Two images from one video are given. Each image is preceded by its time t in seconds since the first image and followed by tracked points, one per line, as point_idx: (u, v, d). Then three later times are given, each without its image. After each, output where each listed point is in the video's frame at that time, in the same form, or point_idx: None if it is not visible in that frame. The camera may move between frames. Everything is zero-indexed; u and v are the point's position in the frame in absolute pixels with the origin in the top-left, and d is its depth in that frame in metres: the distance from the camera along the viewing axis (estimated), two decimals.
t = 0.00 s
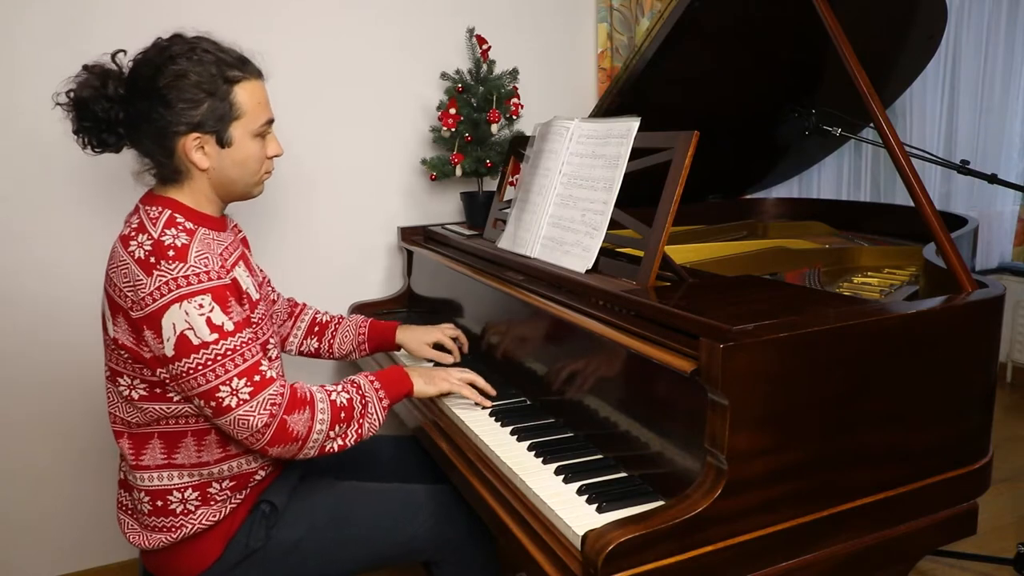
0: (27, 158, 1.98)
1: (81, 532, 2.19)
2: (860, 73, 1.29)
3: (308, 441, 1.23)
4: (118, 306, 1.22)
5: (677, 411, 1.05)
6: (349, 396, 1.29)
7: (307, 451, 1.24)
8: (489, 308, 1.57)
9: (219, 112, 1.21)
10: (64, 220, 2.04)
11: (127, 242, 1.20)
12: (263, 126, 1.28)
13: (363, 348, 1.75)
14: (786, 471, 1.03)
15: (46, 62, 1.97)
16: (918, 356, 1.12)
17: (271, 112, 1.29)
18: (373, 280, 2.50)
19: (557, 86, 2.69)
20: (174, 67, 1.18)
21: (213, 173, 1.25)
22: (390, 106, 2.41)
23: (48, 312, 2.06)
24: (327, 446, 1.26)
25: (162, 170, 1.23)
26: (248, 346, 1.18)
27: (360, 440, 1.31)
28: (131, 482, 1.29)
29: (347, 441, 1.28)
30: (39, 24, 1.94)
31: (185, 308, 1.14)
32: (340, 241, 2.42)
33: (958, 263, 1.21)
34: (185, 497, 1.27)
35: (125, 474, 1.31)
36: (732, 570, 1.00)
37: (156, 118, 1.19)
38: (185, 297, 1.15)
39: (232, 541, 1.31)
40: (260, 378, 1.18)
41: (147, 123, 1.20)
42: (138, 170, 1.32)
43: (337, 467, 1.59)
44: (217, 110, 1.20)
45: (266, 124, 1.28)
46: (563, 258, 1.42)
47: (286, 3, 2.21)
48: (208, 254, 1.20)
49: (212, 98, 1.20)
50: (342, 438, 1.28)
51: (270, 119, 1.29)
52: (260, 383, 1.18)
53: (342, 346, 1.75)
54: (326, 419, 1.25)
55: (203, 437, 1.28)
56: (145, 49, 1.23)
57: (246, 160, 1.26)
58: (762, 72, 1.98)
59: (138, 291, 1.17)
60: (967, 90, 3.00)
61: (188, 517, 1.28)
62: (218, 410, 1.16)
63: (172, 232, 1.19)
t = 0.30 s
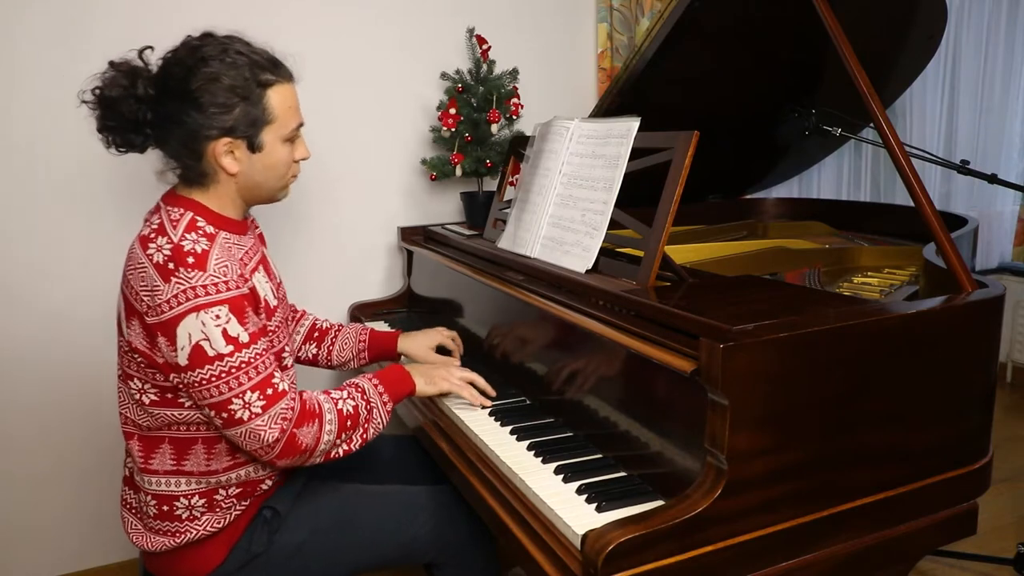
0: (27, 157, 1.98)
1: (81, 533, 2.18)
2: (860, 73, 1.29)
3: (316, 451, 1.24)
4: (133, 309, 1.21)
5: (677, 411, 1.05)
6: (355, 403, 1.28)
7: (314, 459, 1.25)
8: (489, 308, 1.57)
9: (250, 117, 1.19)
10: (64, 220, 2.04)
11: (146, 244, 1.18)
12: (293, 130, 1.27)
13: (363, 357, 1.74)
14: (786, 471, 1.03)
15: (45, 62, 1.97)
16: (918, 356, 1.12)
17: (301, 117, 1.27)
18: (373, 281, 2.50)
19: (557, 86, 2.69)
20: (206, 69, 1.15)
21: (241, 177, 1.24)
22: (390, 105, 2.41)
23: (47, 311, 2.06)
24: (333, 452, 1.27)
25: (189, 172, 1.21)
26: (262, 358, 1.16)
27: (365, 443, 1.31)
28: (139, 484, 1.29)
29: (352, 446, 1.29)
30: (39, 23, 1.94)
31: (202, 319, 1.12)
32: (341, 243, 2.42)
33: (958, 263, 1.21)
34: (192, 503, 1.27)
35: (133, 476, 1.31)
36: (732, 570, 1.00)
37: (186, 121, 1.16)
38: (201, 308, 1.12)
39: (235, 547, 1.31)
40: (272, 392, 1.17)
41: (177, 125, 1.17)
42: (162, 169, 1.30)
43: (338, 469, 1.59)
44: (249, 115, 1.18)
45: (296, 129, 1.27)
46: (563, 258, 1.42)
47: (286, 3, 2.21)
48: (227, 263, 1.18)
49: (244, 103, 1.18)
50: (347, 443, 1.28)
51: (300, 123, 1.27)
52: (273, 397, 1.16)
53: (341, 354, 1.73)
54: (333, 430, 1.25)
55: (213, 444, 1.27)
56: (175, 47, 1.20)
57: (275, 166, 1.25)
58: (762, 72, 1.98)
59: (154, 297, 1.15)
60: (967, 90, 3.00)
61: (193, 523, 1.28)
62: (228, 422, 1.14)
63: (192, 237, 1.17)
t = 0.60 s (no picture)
0: (27, 157, 1.98)
1: (81, 533, 2.19)
2: (860, 73, 1.29)
3: (314, 470, 1.22)
4: (155, 311, 1.19)
5: (678, 412, 1.05)
6: (353, 419, 1.27)
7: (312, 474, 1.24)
8: (489, 308, 1.57)
9: (303, 142, 1.17)
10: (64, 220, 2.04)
11: (176, 250, 1.17)
12: (338, 152, 1.25)
13: (359, 360, 1.74)
14: (786, 471, 1.03)
15: (45, 61, 1.97)
16: (918, 356, 1.12)
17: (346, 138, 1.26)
18: (373, 281, 2.50)
19: (557, 86, 2.69)
20: (263, 93, 1.13)
21: (283, 197, 1.23)
22: (390, 105, 2.41)
23: (47, 311, 2.06)
24: (329, 465, 1.26)
25: (231, 187, 1.19)
26: (275, 378, 1.15)
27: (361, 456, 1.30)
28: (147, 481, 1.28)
29: (348, 461, 1.28)
30: (39, 23, 1.95)
31: (223, 333, 1.11)
32: (340, 243, 2.42)
33: (958, 263, 1.21)
34: (198, 503, 1.26)
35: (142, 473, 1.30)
36: (732, 570, 1.00)
37: (239, 143, 1.14)
38: (224, 322, 1.11)
39: (240, 543, 1.32)
40: (280, 412, 1.15)
41: (229, 146, 1.15)
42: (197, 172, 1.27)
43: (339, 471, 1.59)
44: (302, 141, 1.17)
45: (341, 150, 1.25)
46: (564, 259, 1.42)
47: (286, 3, 2.21)
48: (255, 277, 1.17)
49: (298, 128, 1.16)
50: (344, 457, 1.27)
51: (345, 145, 1.26)
52: (280, 418, 1.15)
53: (338, 356, 1.73)
54: (331, 446, 1.23)
55: (221, 449, 1.26)
56: (230, 64, 1.17)
57: (317, 185, 1.24)
58: (762, 72, 1.98)
59: (178, 304, 1.13)
60: (967, 90, 3.00)
61: (199, 521, 1.27)
62: (233, 437, 1.13)
63: (222, 248, 1.17)
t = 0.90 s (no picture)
0: (27, 157, 1.98)
1: (81, 533, 2.19)
2: (860, 73, 1.29)
3: (316, 476, 1.22)
4: (183, 302, 1.19)
5: (678, 412, 1.05)
6: (356, 428, 1.26)
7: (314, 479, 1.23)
8: (489, 308, 1.57)
9: (354, 170, 1.18)
10: (63, 220, 2.04)
11: (214, 246, 1.17)
12: (382, 185, 1.26)
13: (359, 358, 1.74)
14: (786, 471, 1.03)
15: (45, 62, 1.97)
16: (918, 356, 1.12)
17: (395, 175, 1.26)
18: (373, 281, 2.50)
19: (557, 86, 2.69)
20: (330, 115, 1.13)
21: (319, 212, 1.23)
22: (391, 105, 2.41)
23: (46, 311, 2.06)
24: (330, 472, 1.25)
25: (273, 192, 1.19)
26: (293, 383, 1.15)
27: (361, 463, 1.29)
28: (155, 475, 1.29)
29: (348, 467, 1.27)
30: (39, 24, 1.95)
31: (251, 332, 1.11)
32: (342, 242, 2.42)
33: (958, 263, 1.21)
34: (201, 500, 1.27)
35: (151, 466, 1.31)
36: (732, 570, 1.00)
37: (292, 152, 1.14)
38: (253, 322, 1.12)
39: (240, 544, 1.32)
40: (293, 418, 1.15)
41: (281, 151, 1.15)
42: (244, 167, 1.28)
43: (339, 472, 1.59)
44: (353, 168, 1.17)
45: (386, 185, 1.26)
46: (564, 259, 1.42)
47: (286, 3, 2.21)
48: (289, 282, 1.17)
49: (353, 156, 1.16)
50: (345, 464, 1.26)
51: (392, 181, 1.27)
52: (293, 423, 1.15)
53: (339, 354, 1.73)
54: (334, 454, 1.22)
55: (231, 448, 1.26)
56: (309, 77, 1.17)
57: (354, 210, 1.25)
58: (762, 72, 1.97)
59: (208, 299, 1.13)
60: (967, 90, 3.00)
61: (201, 519, 1.28)
62: (244, 437, 1.13)
63: (260, 249, 1.17)
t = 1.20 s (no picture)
0: (27, 156, 1.98)
1: (81, 533, 2.19)
2: (860, 73, 1.29)
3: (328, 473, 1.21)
4: (212, 294, 1.19)
5: (678, 412, 1.05)
6: (366, 423, 1.25)
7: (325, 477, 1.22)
8: (489, 308, 1.58)
9: (402, 183, 1.22)
10: (64, 220, 2.05)
11: (247, 242, 1.18)
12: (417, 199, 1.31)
13: (364, 347, 1.76)
14: (786, 471, 1.03)
15: (45, 62, 1.97)
16: (918, 356, 1.12)
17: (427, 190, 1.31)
18: (373, 280, 2.50)
19: (557, 86, 2.69)
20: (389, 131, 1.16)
21: (357, 221, 1.26)
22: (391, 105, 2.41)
23: (47, 310, 2.06)
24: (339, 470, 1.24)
25: (320, 199, 1.20)
26: (314, 380, 1.15)
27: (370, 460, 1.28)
28: (163, 469, 1.28)
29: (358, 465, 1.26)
30: (40, 24, 1.95)
31: (279, 327, 1.11)
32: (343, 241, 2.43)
33: (958, 263, 1.21)
34: (206, 500, 1.27)
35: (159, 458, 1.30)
36: (731, 570, 1.00)
37: (348, 164, 1.16)
38: (283, 317, 1.12)
39: (241, 544, 1.32)
40: (312, 415, 1.15)
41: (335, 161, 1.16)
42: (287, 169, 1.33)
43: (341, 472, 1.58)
44: (401, 182, 1.21)
45: (420, 198, 1.31)
46: (564, 259, 1.42)
47: (286, 3, 2.21)
48: (320, 281, 1.18)
49: (403, 171, 1.20)
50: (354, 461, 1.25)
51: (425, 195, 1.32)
52: (311, 420, 1.14)
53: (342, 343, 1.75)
54: (347, 449, 1.21)
55: (242, 447, 1.27)
56: (365, 90, 1.19)
57: (390, 220, 1.30)
58: (762, 72, 1.98)
59: (239, 291, 1.14)
60: (967, 90, 3.00)
61: (204, 518, 1.28)
62: (261, 432, 1.12)
63: (294, 247, 1.18)
